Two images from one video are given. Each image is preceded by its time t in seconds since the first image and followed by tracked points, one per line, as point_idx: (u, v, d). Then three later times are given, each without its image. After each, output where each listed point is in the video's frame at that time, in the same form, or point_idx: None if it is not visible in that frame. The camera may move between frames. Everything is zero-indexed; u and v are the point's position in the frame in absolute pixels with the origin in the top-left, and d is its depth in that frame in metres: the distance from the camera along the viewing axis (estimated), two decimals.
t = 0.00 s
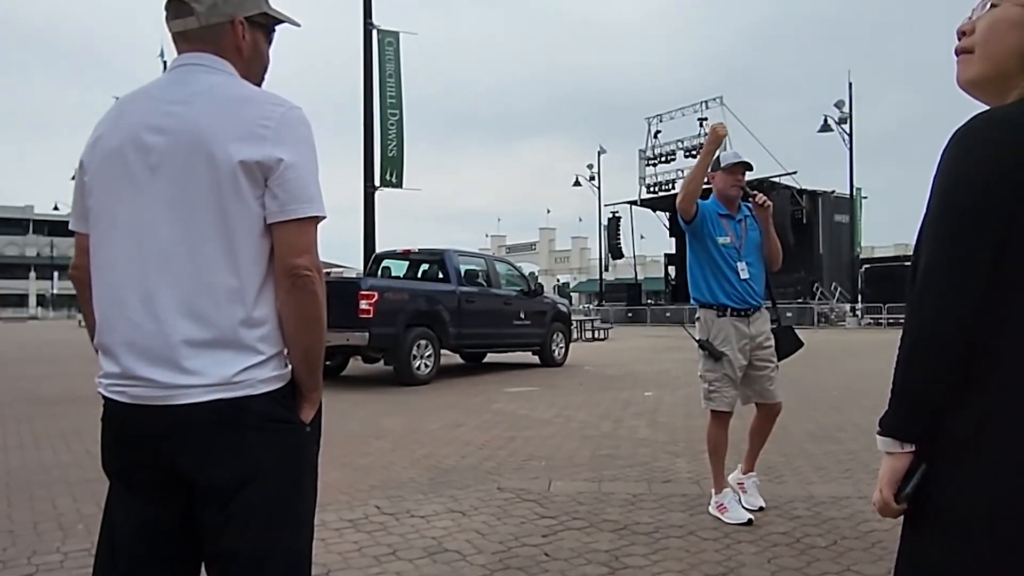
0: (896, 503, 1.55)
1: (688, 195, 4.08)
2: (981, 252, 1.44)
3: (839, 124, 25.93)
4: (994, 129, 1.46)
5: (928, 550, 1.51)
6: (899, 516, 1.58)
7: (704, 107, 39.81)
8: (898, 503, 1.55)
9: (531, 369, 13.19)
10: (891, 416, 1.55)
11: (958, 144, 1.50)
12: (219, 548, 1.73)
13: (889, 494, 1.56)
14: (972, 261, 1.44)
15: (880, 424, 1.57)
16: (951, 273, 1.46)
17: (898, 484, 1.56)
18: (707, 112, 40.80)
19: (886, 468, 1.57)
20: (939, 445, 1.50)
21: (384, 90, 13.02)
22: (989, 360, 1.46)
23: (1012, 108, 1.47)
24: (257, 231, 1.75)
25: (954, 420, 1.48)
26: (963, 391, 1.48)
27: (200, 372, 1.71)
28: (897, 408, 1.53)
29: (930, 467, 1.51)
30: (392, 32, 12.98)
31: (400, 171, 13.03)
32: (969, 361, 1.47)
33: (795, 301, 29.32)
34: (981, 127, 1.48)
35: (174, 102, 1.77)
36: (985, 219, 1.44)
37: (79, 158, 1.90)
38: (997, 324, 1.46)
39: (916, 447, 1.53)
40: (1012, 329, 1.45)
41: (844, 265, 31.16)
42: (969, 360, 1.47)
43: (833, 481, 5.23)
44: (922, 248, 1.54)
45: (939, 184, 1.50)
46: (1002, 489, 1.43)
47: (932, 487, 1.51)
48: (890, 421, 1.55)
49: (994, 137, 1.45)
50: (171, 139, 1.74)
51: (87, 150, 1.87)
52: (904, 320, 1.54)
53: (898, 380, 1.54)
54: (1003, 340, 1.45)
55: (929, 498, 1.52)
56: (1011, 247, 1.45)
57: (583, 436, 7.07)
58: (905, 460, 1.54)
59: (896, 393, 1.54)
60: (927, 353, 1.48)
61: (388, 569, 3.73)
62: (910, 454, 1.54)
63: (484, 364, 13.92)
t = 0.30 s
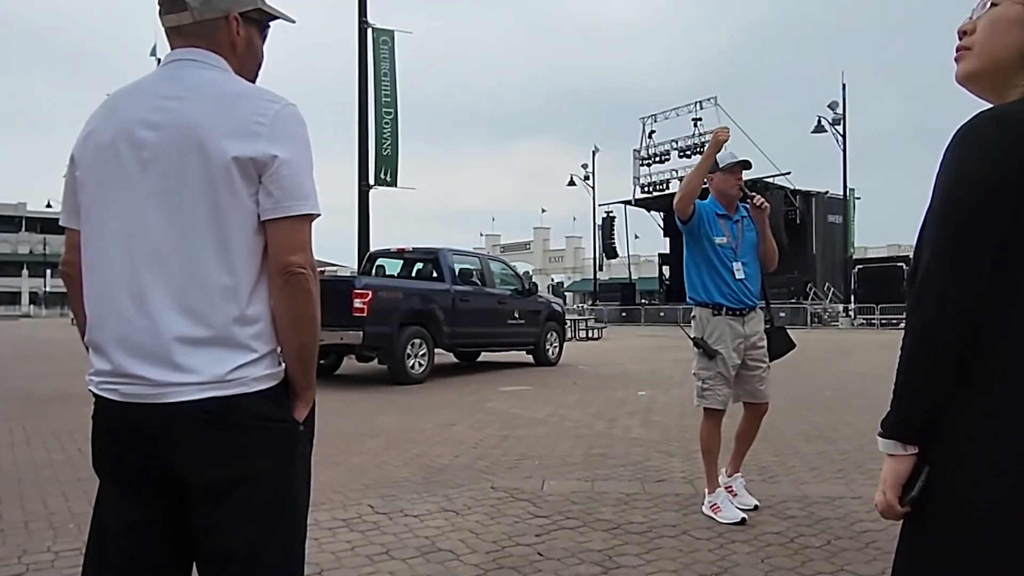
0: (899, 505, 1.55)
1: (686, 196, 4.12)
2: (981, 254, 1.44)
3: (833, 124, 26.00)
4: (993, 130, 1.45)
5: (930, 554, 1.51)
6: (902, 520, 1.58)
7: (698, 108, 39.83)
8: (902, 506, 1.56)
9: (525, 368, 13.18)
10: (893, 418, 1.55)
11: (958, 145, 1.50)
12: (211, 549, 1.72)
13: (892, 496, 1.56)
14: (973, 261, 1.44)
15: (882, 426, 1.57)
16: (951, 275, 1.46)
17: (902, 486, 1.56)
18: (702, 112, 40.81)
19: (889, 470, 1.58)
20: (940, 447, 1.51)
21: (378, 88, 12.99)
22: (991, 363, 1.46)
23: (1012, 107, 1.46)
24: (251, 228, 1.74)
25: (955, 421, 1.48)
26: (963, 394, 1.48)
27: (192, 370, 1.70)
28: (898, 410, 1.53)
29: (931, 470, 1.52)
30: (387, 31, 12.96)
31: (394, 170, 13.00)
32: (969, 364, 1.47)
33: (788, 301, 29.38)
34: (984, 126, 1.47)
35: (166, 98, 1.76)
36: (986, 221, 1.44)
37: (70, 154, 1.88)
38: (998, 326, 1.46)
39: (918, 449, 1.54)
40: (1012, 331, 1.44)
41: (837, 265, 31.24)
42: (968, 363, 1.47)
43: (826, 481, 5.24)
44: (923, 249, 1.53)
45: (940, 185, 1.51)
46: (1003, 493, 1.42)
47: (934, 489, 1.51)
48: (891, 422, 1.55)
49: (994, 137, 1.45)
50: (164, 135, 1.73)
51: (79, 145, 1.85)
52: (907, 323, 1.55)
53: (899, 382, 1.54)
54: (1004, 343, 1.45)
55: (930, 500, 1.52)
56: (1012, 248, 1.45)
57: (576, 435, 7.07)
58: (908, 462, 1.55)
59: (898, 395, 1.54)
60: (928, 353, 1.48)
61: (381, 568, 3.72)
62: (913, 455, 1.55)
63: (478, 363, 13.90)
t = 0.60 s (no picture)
0: (907, 508, 1.53)
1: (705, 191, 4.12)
2: (991, 253, 1.41)
3: (828, 124, 26.04)
4: (1003, 126, 1.42)
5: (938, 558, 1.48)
6: (910, 523, 1.56)
7: (694, 107, 39.84)
8: (910, 509, 1.53)
9: (520, 367, 13.18)
10: (901, 419, 1.52)
11: (968, 142, 1.47)
12: (204, 549, 1.71)
13: (900, 499, 1.54)
14: (982, 261, 1.41)
15: (891, 427, 1.54)
16: (959, 275, 1.43)
17: (910, 489, 1.53)
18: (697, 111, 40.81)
19: (896, 473, 1.55)
20: (949, 449, 1.47)
21: (374, 86, 12.96)
22: (1001, 366, 1.42)
23: None
24: (248, 227, 1.73)
25: (963, 425, 1.45)
26: (971, 396, 1.45)
27: (188, 369, 1.69)
28: (905, 411, 1.51)
29: (940, 473, 1.49)
30: (383, 29, 12.94)
31: (390, 168, 12.98)
32: (979, 366, 1.44)
33: (783, 300, 29.43)
34: (995, 122, 1.44)
35: (163, 95, 1.75)
36: (997, 221, 1.41)
37: (65, 150, 1.87)
38: (1008, 327, 1.42)
39: (928, 451, 1.50)
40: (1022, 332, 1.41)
41: (832, 265, 31.29)
42: (976, 364, 1.44)
43: (821, 480, 5.25)
44: (933, 247, 1.51)
45: (949, 183, 1.48)
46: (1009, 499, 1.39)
47: (942, 492, 1.48)
48: (898, 424, 1.53)
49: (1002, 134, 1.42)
50: (160, 131, 1.71)
51: (73, 141, 1.84)
52: (916, 322, 1.52)
53: (908, 383, 1.52)
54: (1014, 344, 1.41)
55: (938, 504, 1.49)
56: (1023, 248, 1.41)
57: (572, 434, 7.07)
58: (917, 464, 1.52)
59: (906, 396, 1.52)
60: (937, 354, 1.45)
61: (376, 568, 3.71)
62: (922, 458, 1.52)
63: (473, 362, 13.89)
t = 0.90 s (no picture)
0: (917, 508, 1.52)
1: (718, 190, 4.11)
2: (995, 250, 1.41)
3: (824, 123, 26.05)
4: (1006, 122, 1.42)
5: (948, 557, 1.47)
6: (918, 523, 1.55)
7: (691, 106, 39.85)
8: (920, 508, 1.52)
9: (517, 365, 13.18)
10: (910, 416, 1.51)
11: (970, 139, 1.47)
12: (203, 545, 1.72)
13: (910, 498, 1.52)
14: (986, 258, 1.41)
15: (899, 426, 1.53)
16: (964, 272, 1.43)
17: (920, 487, 1.52)
18: (694, 109, 40.81)
19: (905, 472, 1.54)
20: (958, 448, 1.47)
21: (371, 84, 12.95)
22: (1008, 363, 1.42)
23: None
24: (248, 223, 1.73)
25: (975, 423, 1.45)
26: (979, 394, 1.44)
27: (187, 365, 1.69)
28: (913, 410, 1.50)
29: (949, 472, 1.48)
30: (380, 26, 12.94)
31: (387, 166, 12.98)
32: (987, 364, 1.43)
33: (779, 299, 29.44)
34: (996, 119, 1.44)
35: (163, 91, 1.75)
36: (1002, 218, 1.40)
37: (64, 146, 1.87)
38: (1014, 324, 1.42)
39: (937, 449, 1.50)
40: None
41: (828, 264, 31.34)
42: (983, 361, 1.43)
43: (817, 478, 5.26)
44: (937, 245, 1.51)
45: (953, 180, 1.48)
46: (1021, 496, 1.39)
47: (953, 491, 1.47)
48: (906, 423, 1.52)
49: (1003, 130, 1.43)
50: (160, 127, 1.72)
51: (72, 137, 1.84)
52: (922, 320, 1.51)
53: (915, 382, 1.51)
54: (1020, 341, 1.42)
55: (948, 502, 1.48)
56: None
57: (569, 432, 7.08)
58: (926, 463, 1.51)
59: (913, 394, 1.51)
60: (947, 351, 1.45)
61: (373, 565, 3.71)
62: (931, 456, 1.51)
63: (470, 360, 13.89)
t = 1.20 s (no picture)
0: (925, 517, 1.51)
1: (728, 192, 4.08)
2: (996, 251, 1.41)
3: (821, 122, 26.05)
4: (1004, 122, 1.43)
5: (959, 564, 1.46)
6: (927, 531, 1.54)
7: (688, 105, 39.88)
8: (929, 517, 1.51)
9: (514, 364, 13.19)
10: (914, 425, 1.51)
11: (968, 140, 1.47)
12: (203, 545, 1.72)
13: (918, 507, 1.52)
14: (987, 260, 1.41)
15: (903, 434, 1.53)
16: (966, 274, 1.43)
17: (927, 496, 1.52)
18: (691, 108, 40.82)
19: (913, 480, 1.53)
20: (965, 455, 1.47)
21: (369, 82, 12.95)
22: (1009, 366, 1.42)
23: None
24: (248, 223, 1.74)
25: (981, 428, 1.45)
26: (983, 398, 1.44)
27: (188, 364, 1.69)
28: (918, 416, 1.50)
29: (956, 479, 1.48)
30: (377, 25, 12.93)
31: (384, 165, 12.97)
32: (990, 367, 1.44)
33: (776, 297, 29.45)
34: (993, 120, 1.45)
35: (163, 90, 1.75)
36: (1002, 218, 1.41)
37: (63, 145, 1.87)
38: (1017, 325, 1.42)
39: (942, 456, 1.50)
40: None
41: (825, 263, 31.38)
42: (985, 365, 1.44)
43: (814, 476, 5.28)
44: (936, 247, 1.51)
45: (950, 181, 1.48)
46: None
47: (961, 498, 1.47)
48: (911, 429, 1.52)
49: (1002, 129, 1.43)
50: (160, 127, 1.72)
51: (72, 137, 1.84)
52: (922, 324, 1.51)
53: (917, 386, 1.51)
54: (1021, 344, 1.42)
55: (957, 510, 1.48)
56: None
57: (566, 431, 7.08)
58: (931, 471, 1.51)
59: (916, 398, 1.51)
60: (949, 354, 1.45)
61: (372, 564, 3.71)
62: (936, 464, 1.51)
63: (467, 359, 13.90)
